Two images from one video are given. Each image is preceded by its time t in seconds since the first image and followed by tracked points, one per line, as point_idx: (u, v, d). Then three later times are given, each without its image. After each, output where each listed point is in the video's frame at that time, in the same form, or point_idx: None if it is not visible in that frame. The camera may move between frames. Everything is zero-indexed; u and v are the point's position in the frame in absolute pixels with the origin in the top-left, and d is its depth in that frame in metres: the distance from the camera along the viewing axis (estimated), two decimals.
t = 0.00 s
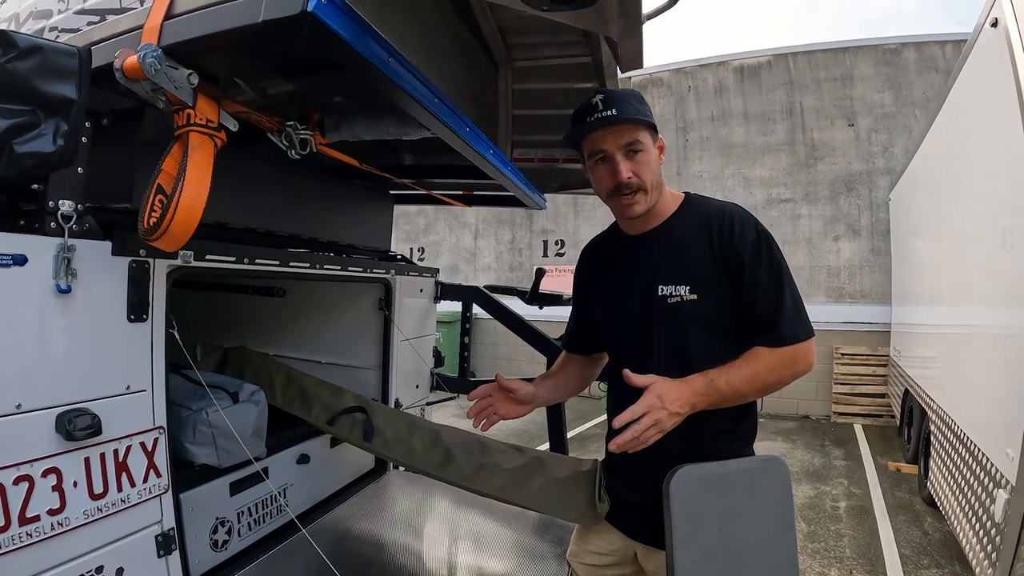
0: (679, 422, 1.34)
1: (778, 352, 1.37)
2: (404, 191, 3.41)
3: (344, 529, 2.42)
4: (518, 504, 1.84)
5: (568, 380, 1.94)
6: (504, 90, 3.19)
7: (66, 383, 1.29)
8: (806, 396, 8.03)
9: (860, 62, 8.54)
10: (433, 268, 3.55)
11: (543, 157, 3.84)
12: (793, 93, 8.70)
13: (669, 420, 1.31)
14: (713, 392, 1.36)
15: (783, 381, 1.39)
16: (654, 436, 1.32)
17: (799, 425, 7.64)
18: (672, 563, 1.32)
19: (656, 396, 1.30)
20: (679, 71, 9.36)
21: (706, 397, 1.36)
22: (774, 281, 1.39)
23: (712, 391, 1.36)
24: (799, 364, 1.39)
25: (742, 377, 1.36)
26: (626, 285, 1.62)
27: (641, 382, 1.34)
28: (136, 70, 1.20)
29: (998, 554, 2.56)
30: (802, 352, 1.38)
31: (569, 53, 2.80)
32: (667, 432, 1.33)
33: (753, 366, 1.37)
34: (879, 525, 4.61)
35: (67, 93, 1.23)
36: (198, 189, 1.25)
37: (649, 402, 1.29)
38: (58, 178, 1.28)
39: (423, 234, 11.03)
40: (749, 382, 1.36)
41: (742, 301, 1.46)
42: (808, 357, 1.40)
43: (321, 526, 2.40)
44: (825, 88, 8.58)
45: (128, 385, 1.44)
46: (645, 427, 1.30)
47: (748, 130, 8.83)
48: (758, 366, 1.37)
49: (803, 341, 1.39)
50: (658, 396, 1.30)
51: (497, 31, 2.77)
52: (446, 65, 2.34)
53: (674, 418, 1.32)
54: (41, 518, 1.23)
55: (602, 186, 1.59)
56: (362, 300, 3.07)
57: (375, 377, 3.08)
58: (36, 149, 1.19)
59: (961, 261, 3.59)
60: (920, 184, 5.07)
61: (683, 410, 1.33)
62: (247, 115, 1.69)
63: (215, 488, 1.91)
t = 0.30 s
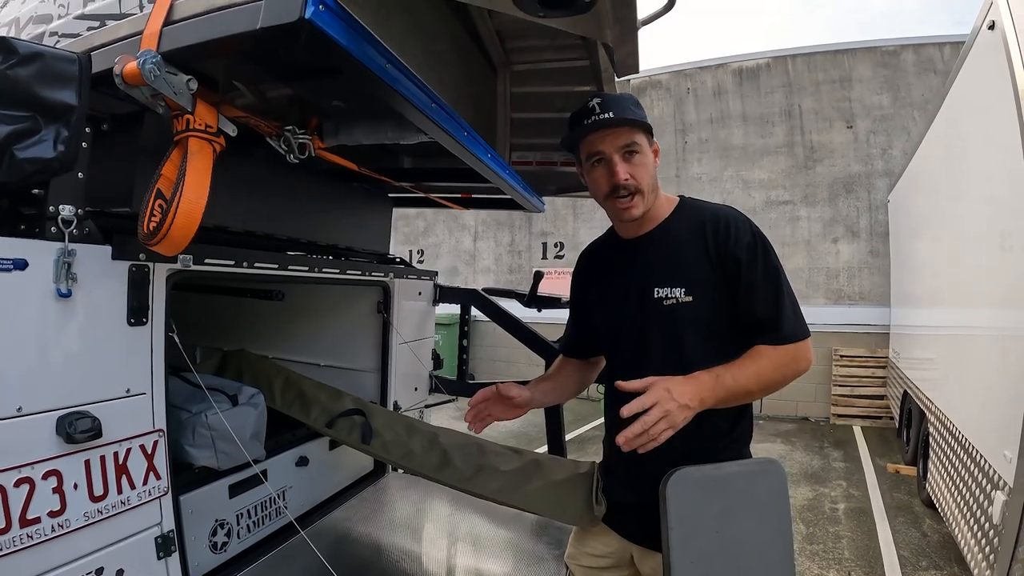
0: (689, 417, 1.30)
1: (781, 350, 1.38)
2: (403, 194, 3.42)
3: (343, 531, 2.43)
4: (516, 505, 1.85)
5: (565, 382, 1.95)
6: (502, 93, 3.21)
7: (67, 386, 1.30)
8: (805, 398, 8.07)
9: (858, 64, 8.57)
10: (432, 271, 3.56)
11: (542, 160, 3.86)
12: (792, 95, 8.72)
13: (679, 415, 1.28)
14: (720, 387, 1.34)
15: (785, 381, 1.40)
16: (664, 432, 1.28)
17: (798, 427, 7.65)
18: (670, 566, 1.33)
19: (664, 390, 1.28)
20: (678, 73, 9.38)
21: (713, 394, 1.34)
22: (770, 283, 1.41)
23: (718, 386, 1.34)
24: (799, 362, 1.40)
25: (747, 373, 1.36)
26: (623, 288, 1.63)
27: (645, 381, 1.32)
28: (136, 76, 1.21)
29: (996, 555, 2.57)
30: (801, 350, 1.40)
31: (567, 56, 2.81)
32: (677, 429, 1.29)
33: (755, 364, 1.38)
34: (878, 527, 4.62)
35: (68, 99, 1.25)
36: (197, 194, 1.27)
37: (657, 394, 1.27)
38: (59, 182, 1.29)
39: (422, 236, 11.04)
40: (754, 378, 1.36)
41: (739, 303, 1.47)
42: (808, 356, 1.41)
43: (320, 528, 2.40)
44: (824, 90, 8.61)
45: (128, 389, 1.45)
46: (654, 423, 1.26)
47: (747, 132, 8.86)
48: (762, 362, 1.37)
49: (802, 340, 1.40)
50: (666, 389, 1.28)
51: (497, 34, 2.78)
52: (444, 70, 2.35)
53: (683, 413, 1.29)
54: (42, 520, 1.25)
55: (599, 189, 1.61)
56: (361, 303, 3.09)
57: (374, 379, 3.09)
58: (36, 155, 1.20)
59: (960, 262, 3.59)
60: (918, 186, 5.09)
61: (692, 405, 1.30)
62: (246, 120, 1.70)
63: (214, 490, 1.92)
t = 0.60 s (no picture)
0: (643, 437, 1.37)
1: (752, 378, 1.38)
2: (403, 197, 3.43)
3: (343, 534, 2.44)
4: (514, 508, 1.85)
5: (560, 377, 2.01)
6: (501, 96, 3.23)
7: (68, 389, 1.31)
8: (804, 400, 8.14)
9: (858, 66, 8.57)
10: (432, 274, 3.57)
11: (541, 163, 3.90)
12: (792, 97, 8.74)
13: (628, 438, 1.35)
14: (680, 411, 1.38)
15: (757, 405, 1.40)
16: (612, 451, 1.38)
17: (798, 430, 7.66)
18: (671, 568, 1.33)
19: (613, 414, 1.35)
20: (678, 75, 9.39)
21: (671, 417, 1.39)
22: (760, 300, 1.40)
23: (678, 411, 1.38)
24: (773, 386, 1.39)
25: (712, 398, 1.38)
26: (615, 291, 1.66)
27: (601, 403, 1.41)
28: (135, 82, 1.22)
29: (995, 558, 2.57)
30: (776, 374, 1.38)
31: (566, 59, 2.82)
32: (629, 448, 1.37)
33: (724, 390, 1.39)
34: (877, 529, 4.61)
35: (68, 105, 1.26)
36: (197, 198, 1.28)
37: (605, 419, 1.35)
38: (60, 187, 1.30)
39: (423, 239, 11.06)
40: (719, 404, 1.38)
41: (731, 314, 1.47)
42: (785, 386, 1.40)
43: (320, 530, 2.41)
44: (824, 92, 8.62)
45: (128, 391, 1.46)
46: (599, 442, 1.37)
47: (747, 134, 8.87)
48: (729, 390, 1.38)
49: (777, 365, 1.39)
50: (614, 414, 1.35)
51: (495, 38, 2.80)
52: (443, 74, 2.37)
53: (633, 435, 1.36)
54: (43, 522, 1.26)
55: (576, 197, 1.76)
56: (361, 307, 3.10)
57: (374, 382, 3.10)
58: (37, 160, 1.21)
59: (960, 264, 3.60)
60: (918, 188, 5.09)
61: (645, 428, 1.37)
62: (244, 125, 1.69)
63: (214, 492, 1.91)
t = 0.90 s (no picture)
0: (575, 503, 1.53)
1: (639, 415, 1.39)
2: (404, 199, 3.44)
3: (344, 534, 2.44)
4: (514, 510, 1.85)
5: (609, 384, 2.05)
6: (503, 99, 3.24)
7: (69, 391, 1.32)
8: (806, 402, 8.13)
9: (861, 68, 8.56)
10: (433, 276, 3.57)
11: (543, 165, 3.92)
12: (794, 98, 8.73)
13: (564, 505, 1.53)
14: (588, 477, 1.50)
15: (650, 447, 1.40)
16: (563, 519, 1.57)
17: (801, 431, 7.65)
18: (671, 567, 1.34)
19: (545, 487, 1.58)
20: (680, 77, 9.39)
21: (590, 476, 1.50)
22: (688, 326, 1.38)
23: (586, 476, 1.50)
24: (655, 424, 1.38)
25: (609, 457, 1.45)
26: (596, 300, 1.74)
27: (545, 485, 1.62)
28: (135, 86, 1.23)
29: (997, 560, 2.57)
30: (652, 411, 1.38)
31: (566, 61, 2.82)
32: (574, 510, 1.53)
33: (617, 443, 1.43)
34: (880, 532, 4.60)
35: (68, 110, 1.26)
36: (198, 200, 1.29)
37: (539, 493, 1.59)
38: (60, 191, 1.32)
39: (426, 240, 11.08)
40: (613, 460, 1.44)
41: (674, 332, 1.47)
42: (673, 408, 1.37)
43: (319, 531, 2.41)
44: (826, 93, 8.61)
45: (128, 393, 1.47)
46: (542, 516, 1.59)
47: (750, 135, 8.87)
48: (622, 438, 1.42)
49: (652, 402, 1.38)
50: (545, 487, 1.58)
51: (496, 40, 2.80)
52: (444, 77, 2.37)
53: (564, 500, 1.53)
54: (43, 522, 1.27)
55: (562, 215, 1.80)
56: (361, 309, 3.10)
57: (374, 384, 3.10)
58: (37, 165, 1.22)
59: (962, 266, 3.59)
60: (921, 189, 5.08)
61: (571, 497, 1.54)
62: (245, 128, 1.71)
63: (216, 493, 1.90)
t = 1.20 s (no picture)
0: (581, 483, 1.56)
1: (629, 413, 1.36)
2: (408, 201, 3.44)
3: (348, 535, 2.45)
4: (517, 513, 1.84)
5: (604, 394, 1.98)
6: (507, 100, 3.23)
7: (71, 393, 1.32)
8: (814, 403, 8.09)
9: (868, 66, 8.50)
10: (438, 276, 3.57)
11: (548, 165, 3.93)
12: (801, 97, 8.68)
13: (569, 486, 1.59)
14: (587, 461, 1.52)
15: (637, 446, 1.37)
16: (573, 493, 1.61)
17: (808, 433, 7.61)
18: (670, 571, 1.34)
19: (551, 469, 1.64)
20: (687, 76, 9.34)
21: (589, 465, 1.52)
22: (634, 331, 1.37)
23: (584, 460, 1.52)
24: (639, 424, 1.35)
25: (599, 448, 1.45)
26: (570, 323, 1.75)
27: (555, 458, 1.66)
28: (135, 91, 1.24)
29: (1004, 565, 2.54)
30: (637, 410, 1.34)
31: (571, 62, 2.81)
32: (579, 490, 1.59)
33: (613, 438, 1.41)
34: (886, 534, 4.57)
35: (68, 115, 1.27)
36: (197, 205, 1.30)
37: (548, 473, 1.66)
38: (62, 195, 1.33)
39: (433, 241, 11.10)
40: (604, 450, 1.43)
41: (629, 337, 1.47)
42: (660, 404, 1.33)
43: (322, 532, 2.41)
44: (834, 92, 8.55)
45: (130, 395, 1.48)
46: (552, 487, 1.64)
47: (757, 135, 8.82)
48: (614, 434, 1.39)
49: (635, 399, 1.35)
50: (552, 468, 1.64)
51: (500, 41, 2.80)
52: (448, 79, 2.37)
53: (568, 483, 1.59)
54: (46, 523, 1.27)
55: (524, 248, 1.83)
56: (366, 310, 3.12)
57: (379, 385, 3.13)
58: (38, 169, 1.23)
59: (970, 267, 3.56)
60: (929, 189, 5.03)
61: (576, 475, 1.57)
62: (247, 131, 1.72)
63: (219, 495, 1.89)
